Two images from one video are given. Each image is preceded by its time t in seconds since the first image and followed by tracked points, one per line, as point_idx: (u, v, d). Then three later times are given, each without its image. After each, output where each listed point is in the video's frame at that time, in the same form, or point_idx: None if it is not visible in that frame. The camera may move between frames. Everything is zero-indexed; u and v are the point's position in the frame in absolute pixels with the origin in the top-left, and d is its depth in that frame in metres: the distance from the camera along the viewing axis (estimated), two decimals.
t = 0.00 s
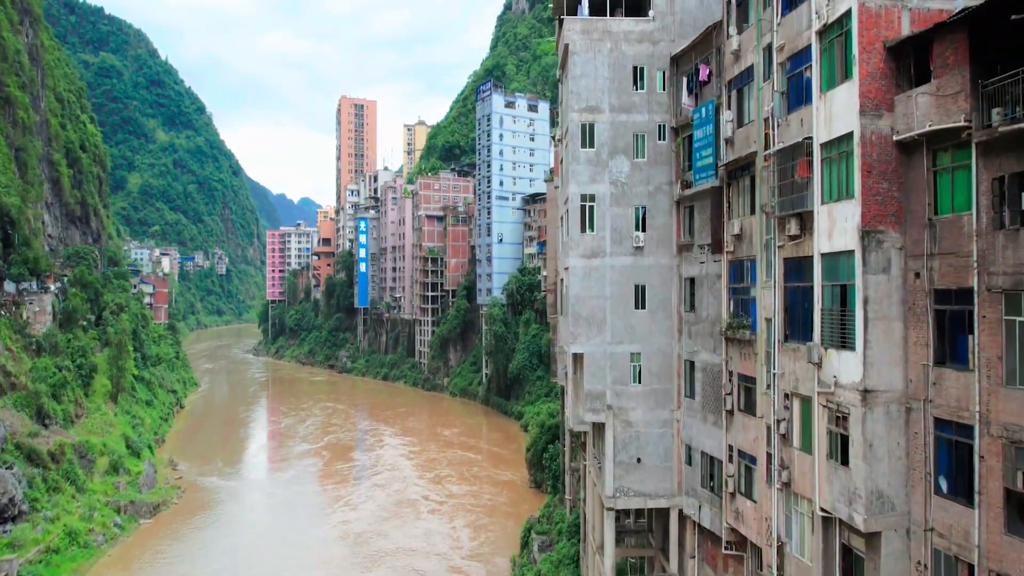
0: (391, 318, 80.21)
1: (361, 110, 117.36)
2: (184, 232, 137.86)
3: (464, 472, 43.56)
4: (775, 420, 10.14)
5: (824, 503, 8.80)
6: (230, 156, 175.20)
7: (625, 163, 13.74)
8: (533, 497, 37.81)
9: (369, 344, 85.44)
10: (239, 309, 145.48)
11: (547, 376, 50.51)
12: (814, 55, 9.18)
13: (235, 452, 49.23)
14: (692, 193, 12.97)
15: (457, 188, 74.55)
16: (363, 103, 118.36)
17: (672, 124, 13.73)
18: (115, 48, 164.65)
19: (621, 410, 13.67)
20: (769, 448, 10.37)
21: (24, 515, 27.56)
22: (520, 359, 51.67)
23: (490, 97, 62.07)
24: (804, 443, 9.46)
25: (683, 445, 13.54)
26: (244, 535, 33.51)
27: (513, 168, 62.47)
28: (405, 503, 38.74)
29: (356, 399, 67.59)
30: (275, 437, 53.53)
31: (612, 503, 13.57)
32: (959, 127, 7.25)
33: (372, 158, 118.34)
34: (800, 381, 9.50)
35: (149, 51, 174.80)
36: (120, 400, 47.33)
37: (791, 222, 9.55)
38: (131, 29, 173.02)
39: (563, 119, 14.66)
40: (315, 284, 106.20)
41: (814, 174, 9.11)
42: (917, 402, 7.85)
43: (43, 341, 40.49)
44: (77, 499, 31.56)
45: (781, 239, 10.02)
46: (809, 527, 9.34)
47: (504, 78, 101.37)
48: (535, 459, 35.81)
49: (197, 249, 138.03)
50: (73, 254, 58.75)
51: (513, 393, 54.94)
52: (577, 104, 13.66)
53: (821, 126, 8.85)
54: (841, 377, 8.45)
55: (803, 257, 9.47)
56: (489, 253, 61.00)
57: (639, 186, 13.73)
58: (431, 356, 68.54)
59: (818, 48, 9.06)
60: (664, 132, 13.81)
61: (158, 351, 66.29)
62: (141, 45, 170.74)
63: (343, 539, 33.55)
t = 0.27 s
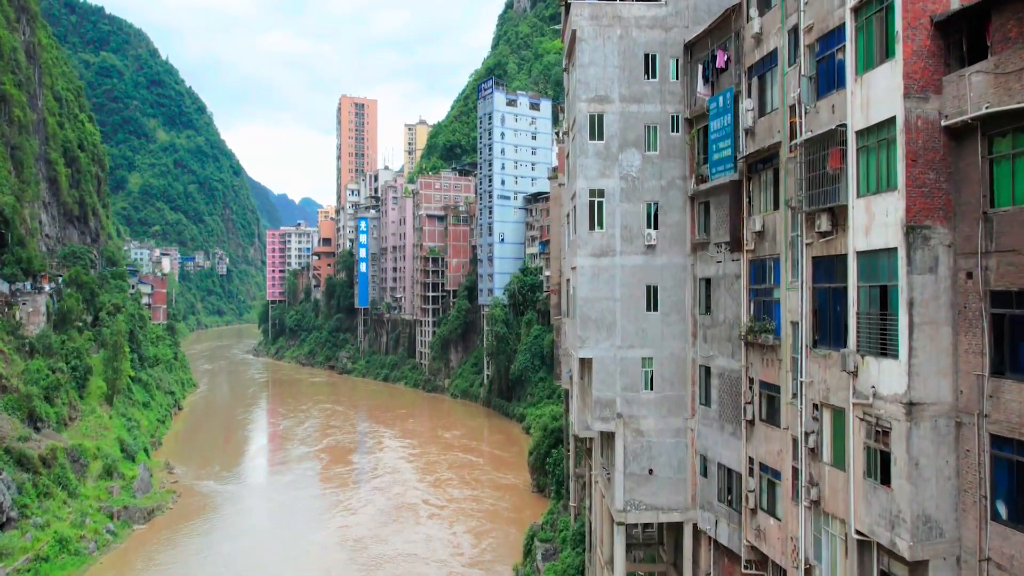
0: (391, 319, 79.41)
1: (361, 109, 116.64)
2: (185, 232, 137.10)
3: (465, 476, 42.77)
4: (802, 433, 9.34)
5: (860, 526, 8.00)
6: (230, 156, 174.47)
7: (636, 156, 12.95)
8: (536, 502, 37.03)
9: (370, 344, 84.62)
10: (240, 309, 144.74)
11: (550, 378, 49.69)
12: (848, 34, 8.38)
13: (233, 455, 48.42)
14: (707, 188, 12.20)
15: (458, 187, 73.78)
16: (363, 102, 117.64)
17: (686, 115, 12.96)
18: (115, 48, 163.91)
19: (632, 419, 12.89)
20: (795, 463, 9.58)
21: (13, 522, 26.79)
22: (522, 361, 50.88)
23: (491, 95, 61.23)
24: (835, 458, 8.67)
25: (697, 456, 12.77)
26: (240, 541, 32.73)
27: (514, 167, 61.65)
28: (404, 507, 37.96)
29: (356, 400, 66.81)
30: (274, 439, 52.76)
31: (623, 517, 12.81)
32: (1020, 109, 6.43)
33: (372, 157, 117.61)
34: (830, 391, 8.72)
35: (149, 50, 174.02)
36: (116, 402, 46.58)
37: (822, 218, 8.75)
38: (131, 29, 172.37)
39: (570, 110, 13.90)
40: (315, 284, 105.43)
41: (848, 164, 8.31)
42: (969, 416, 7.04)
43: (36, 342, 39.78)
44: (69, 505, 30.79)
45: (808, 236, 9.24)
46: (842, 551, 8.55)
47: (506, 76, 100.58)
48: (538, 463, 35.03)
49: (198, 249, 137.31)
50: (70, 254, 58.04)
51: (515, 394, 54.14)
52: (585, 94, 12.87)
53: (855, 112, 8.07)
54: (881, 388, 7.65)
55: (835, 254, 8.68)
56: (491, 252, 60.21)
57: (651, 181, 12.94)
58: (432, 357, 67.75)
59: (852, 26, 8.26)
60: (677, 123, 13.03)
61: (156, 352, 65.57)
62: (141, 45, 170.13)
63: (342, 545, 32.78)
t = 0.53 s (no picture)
0: (392, 319, 78.64)
1: (362, 108, 115.91)
2: (187, 232, 136.42)
3: (467, 479, 41.98)
4: (836, 447, 8.53)
5: (905, 555, 7.21)
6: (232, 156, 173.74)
7: (649, 148, 12.16)
8: (539, 507, 36.23)
9: (371, 345, 83.83)
10: (242, 309, 144.03)
11: (552, 379, 48.89)
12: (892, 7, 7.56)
13: (231, 457, 47.67)
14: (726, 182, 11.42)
15: (459, 186, 73.00)
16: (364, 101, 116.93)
17: (702, 104, 12.18)
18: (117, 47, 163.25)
19: (645, 428, 12.10)
20: (827, 479, 8.79)
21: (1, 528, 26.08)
22: (525, 362, 50.09)
23: (493, 93, 60.37)
24: (873, 476, 7.89)
25: (715, 468, 11.98)
26: (236, 546, 31.99)
27: (517, 165, 60.82)
28: (405, 511, 37.19)
29: (357, 401, 66.03)
30: (273, 441, 51.96)
31: (636, 533, 12.05)
32: None
33: (373, 156, 116.84)
34: (867, 402, 7.94)
35: (151, 50, 173.46)
36: (113, 404, 45.85)
37: (860, 211, 7.96)
38: (133, 29, 171.82)
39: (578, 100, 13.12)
40: (316, 284, 104.74)
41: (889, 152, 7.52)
42: None
43: (30, 343, 39.13)
44: (61, 510, 30.08)
45: (842, 232, 8.44)
46: None
47: (507, 75, 99.76)
48: (541, 468, 34.25)
49: (199, 249, 136.62)
50: (67, 254, 57.36)
51: (517, 396, 53.34)
52: (595, 81, 12.09)
53: (900, 94, 7.28)
54: (931, 402, 6.85)
55: (874, 251, 7.89)
56: (493, 252, 59.39)
57: (665, 175, 12.15)
58: (434, 357, 66.97)
59: None
60: (692, 113, 12.23)
61: (155, 353, 64.90)
62: (143, 45, 169.52)
63: (341, 550, 32.02)
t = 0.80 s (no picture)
0: (395, 319, 77.91)
1: (365, 107, 115.22)
2: (189, 232, 135.90)
3: (470, 482, 41.22)
4: (877, 463, 7.74)
5: None
6: (235, 156, 173.21)
7: (665, 139, 11.38)
8: (544, 512, 35.47)
9: (373, 345, 83.10)
10: (244, 310, 143.48)
11: (557, 381, 48.07)
12: None
13: (231, 460, 46.97)
14: (749, 174, 10.61)
15: (462, 185, 72.25)
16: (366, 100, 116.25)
17: (721, 91, 11.40)
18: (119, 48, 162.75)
19: (661, 438, 11.31)
20: (867, 498, 7.99)
21: None
22: (529, 363, 49.33)
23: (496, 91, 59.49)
24: (924, 497, 7.08)
25: (735, 481, 11.19)
26: (234, 552, 31.25)
27: (521, 164, 59.99)
28: (406, 515, 36.44)
29: (360, 402, 65.32)
30: (273, 443, 51.25)
31: (651, 550, 11.26)
32: None
33: (376, 156, 116.16)
34: (915, 415, 7.14)
35: (154, 50, 173.09)
36: (111, 406, 45.20)
37: (908, 203, 7.16)
38: (136, 29, 171.42)
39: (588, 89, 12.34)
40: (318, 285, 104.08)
41: (943, 135, 6.71)
42: None
43: (25, 345, 38.54)
44: (54, 516, 29.37)
45: (884, 227, 7.65)
46: None
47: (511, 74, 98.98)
48: (546, 473, 33.46)
49: (202, 249, 136.07)
50: (66, 254, 56.76)
51: (521, 398, 52.57)
52: (607, 68, 11.30)
53: (957, 70, 6.48)
54: (997, 418, 6.05)
55: (923, 248, 7.09)
56: (496, 252, 58.61)
57: (682, 167, 11.37)
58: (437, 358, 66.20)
59: None
60: (711, 101, 11.45)
61: (156, 354, 64.26)
62: (145, 45, 169.10)
63: (341, 556, 31.29)
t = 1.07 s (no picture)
0: (397, 320, 77.14)
1: (367, 106, 114.50)
2: (192, 232, 135.35)
3: (473, 485, 40.41)
4: (929, 483, 6.92)
5: None
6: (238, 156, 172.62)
7: (684, 127, 10.57)
8: (549, 517, 34.69)
9: (376, 346, 82.31)
10: (247, 310, 142.83)
11: (562, 382, 47.27)
12: None
13: (230, 463, 46.22)
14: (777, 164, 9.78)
15: (465, 184, 71.49)
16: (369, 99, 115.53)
17: (744, 77, 10.60)
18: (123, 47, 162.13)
19: (679, 451, 10.50)
20: (916, 522, 7.18)
21: None
22: (533, 364, 48.54)
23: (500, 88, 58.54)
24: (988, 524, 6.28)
25: (760, 496, 10.37)
26: (231, 558, 30.47)
27: (525, 163, 59.17)
28: (409, 519, 35.66)
29: (362, 404, 64.59)
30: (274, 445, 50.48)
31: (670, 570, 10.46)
32: None
33: (378, 155, 115.44)
34: (976, 431, 6.33)
35: (157, 51, 172.56)
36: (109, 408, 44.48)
37: (968, 193, 6.35)
38: (139, 29, 170.94)
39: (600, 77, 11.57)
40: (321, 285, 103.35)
41: (1013, 114, 5.90)
42: None
43: (21, 346, 37.87)
44: (47, 522, 28.59)
45: (937, 220, 6.84)
46: None
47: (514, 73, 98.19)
48: (551, 477, 32.68)
49: (205, 249, 135.46)
50: (65, 254, 56.07)
51: (525, 399, 51.75)
52: (621, 51, 10.50)
53: None
54: None
55: (986, 242, 6.28)
56: (500, 251, 57.83)
57: (701, 158, 10.56)
58: (440, 359, 65.39)
59: None
60: (732, 87, 10.65)
61: (156, 355, 63.54)
62: (149, 45, 168.57)
63: (342, 562, 30.51)
